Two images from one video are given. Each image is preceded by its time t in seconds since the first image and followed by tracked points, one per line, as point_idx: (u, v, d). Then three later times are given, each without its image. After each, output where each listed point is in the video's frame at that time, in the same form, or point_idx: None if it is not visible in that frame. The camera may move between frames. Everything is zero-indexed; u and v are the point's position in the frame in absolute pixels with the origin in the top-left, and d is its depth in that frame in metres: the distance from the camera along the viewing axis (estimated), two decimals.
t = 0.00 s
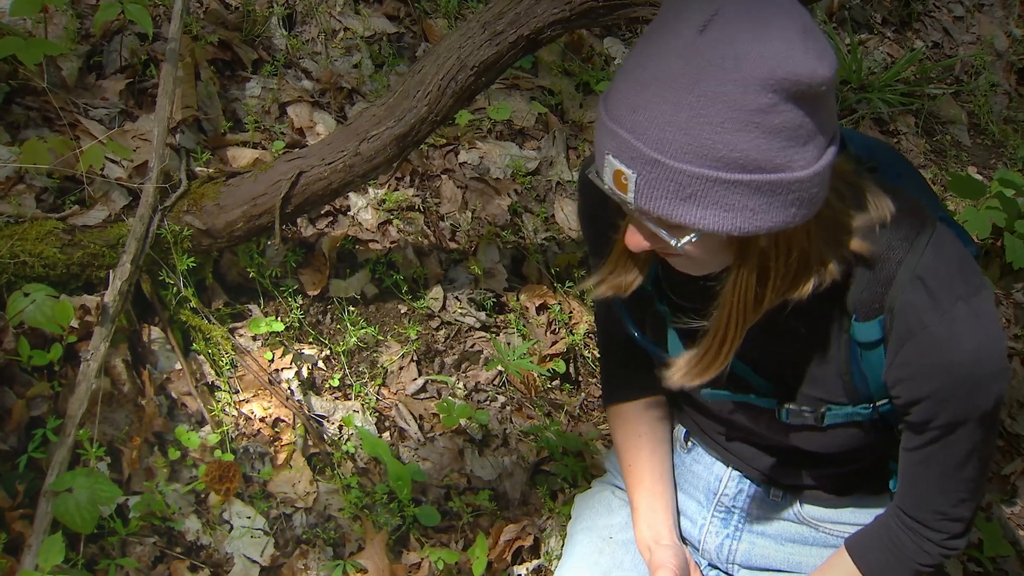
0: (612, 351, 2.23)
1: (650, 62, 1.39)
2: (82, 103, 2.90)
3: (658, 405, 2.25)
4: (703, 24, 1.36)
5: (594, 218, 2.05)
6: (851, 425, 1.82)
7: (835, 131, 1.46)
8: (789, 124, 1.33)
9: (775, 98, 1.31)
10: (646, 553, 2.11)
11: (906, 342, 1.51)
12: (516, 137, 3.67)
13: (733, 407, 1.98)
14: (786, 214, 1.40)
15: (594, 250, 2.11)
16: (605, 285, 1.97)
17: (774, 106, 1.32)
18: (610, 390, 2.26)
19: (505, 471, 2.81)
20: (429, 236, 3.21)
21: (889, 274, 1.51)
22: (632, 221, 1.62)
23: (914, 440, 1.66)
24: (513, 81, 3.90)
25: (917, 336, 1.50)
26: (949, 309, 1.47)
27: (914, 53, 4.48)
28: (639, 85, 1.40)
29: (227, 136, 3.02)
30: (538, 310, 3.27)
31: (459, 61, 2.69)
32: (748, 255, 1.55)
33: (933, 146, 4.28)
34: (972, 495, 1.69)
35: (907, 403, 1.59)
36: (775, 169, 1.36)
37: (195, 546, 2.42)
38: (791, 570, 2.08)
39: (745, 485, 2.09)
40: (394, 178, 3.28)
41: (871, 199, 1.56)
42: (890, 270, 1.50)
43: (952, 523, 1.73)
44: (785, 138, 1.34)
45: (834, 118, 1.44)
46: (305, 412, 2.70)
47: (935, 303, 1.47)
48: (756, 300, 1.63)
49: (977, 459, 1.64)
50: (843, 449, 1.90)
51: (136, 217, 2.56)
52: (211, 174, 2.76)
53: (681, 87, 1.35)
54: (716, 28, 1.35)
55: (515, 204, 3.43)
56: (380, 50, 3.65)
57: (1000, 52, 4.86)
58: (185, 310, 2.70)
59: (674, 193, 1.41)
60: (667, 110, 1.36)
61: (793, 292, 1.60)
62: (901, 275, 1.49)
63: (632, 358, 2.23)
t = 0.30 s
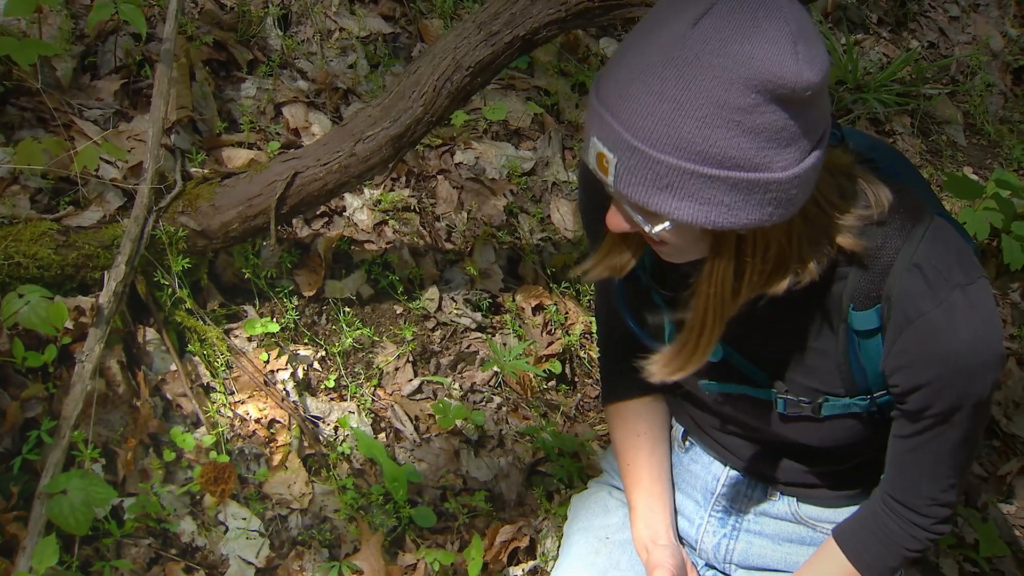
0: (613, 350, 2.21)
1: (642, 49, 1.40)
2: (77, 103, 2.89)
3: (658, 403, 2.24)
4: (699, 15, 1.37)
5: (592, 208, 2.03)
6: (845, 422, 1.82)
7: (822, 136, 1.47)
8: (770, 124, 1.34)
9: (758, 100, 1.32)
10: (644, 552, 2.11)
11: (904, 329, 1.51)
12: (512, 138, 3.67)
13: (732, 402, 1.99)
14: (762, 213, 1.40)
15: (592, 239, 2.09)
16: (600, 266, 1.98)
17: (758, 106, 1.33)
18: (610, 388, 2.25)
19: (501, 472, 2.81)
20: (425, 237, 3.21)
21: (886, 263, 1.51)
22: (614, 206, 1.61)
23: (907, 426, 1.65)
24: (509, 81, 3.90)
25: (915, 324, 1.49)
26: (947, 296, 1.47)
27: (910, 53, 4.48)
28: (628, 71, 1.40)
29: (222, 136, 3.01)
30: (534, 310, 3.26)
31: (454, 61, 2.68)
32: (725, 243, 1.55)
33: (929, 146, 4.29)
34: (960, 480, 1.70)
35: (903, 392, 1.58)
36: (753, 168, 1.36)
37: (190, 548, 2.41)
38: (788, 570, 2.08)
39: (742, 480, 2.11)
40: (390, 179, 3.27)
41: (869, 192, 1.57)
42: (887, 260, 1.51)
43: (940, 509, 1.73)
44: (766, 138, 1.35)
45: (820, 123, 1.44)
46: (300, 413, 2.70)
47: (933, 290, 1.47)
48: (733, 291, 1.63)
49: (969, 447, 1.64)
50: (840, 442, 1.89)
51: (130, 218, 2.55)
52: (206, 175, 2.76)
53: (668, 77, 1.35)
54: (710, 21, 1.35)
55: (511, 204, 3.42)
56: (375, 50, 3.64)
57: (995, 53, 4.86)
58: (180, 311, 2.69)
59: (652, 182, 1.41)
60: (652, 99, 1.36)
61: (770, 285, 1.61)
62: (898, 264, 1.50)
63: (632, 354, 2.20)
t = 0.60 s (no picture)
0: (612, 351, 2.22)
1: (642, 39, 1.39)
2: (79, 102, 2.89)
3: (657, 402, 2.24)
4: (701, 8, 1.37)
5: (588, 205, 2.05)
6: (845, 424, 1.81)
7: (820, 136, 1.46)
8: (768, 120, 1.33)
9: (754, 95, 1.32)
10: (644, 552, 2.10)
11: (897, 333, 1.51)
12: (514, 136, 3.66)
13: (728, 404, 1.98)
14: (756, 209, 1.40)
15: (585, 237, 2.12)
16: (592, 263, 1.95)
17: (755, 100, 1.32)
18: (609, 388, 2.25)
19: (504, 471, 2.80)
20: (428, 235, 3.21)
21: (878, 267, 1.51)
22: (609, 197, 1.58)
23: (906, 429, 1.65)
24: (511, 80, 3.89)
25: (907, 328, 1.49)
26: (939, 298, 1.47)
27: (913, 50, 4.47)
28: (627, 59, 1.40)
29: (224, 135, 3.01)
30: (537, 309, 3.26)
31: (456, 59, 2.68)
32: (717, 246, 1.55)
33: (932, 144, 4.28)
34: (963, 481, 1.68)
35: (900, 395, 1.58)
36: (748, 163, 1.35)
37: (194, 547, 2.41)
38: (790, 568, 2.07)
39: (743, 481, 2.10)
40: (392, 177, 3.27)
41: (863, 193, 1.56)
42: (878, 263, 1.51)
43: (945, 511, 1.71)
44: (763, 133, 1.34)
45: (819, 122, 1.43)
46: (303, 412, 2.69)
47: (925, 293, 1.47)
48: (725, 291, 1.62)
49: (971, 448, 1.63)
50: (837, 443, 1.88)
51: (133, 217, 2.54)
52: (209, 174, 2.75)
53: (667, 67, 1.35)
54: (711, 13, 1.35)
55: (514, 203, 3.42)
56: (377, 48, 3.64)
57: (999, 49, 4.85)
58: (182, 310, 2.69)
59: (646, 172, 1.40)
60: (649, 89, 1.36)
61: (762, 288, 1.59)
62: (890, 268, 1.50)
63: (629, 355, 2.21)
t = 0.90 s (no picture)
0: (613, 357, 2.22)
1: (645, 44, 1.39)
2: (82, 103, 2.89)
3: (660, 403, 2.23)
4: (704, 14, 1.36)
5: (589, 209, 2.05)
6: (848, 429, 1.81)
7: (824, 142, 1.46)
8: (771, 126, 1.33)
9: (757, 102, 1.31)
10: (646, 553, 2.10)
11: (898, 341, 1.50)
12: (517, 136, 3.66)
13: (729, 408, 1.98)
14: (758, 216, 1.39)
15: (585, 239, 2.12)
16: (600, 271, 1.95)
17: (758, 107, 1.31)
18: (611, 389, 2.25)
19: (508, 471, 2.80)
20: (431, 235, 3.20)
21: (877, 274, 1.50)
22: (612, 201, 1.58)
23: (908, 435, 1.64)
24: (514, 79, 3.89)
25: (907, 336, 1.48)
26: (939, 306, 1.46)
27: (917, 49, 4.47)
28: (630, 65, 1.39)
29: (227, 136, 3.01)
30: (540, 309, 3.26)
31: (459, 60, 2.67)
32: (718, 253, 1.54)
33: (936, 142, 4.27)
34: (966, 483, 1.68)
35: (901, 403, 1.57)
36: (751, 170, 1.35)
37: (198, 548, 2.41)
38: (796, 569, 2.06)
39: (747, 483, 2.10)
40: (396, 177, 3.27)
41: (863, 199, 1.56)
42: (878, 271, 1.50)
43: (949, 513, 1.71)
44: (766, 140, 1.34)
45: (823, 128, 1.43)
46: (306, 413, 2.69)
47: (925, 301, 1.46)
48: (727, 296, 1.62)
49: (974, 452, 1.63)
50: (840, 449, 1.87)
51: (136, 218, 2.54)
52: (212, 175, 2.75)
53: (669, 73, 1.34)
54: (714, 20, 1.35)
55: (517, 203, 3.41)
56: (380, 49, 3.64)
57: (1003, 47, 4.84)
58: (186, 311, 2.69)
59: (649, 178, 1.40)
60: (651, 95, 1.35)
61: (765, 293, 1.59)
62: (889, 275, 1.48)
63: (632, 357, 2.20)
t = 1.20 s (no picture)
0: (614, 358, 2.21)
1: (646, 50, 1.38)
2: (82, 99, 2.88)
3: (659, 402, 2.23)
4: (705, 18, 1.35)
5: (589, 211, 2.04)
6: (849, 429, 1.80)
7: (827, 141, 1.46)
8: (776, 128, 1.32)
9: (762, 104, 1.31)
10: (646, 553, 2.09)
11: (899, 342, 1.49)
12: (518, 133, 3.66)
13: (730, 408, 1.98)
14: (766, 218, 1.39)
15: (585, 240, 2.12)
16: (609, 280, 1.95)
17: (763, 109, 1.31)
18: (611, 387, 2.24)
19: (508, 469, 2.79)
20: (432, 232, 3.19)
21: (879, 275, 1.49)
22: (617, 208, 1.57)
23: (908, 437, 1.64)
24: (516, 76, 3.88)
25: (909, 337, 1.48)
26: (941, 307, 1.46)
27: (919, 47, 4.46)
28: (632, 71, 1.38)
29: (228, 131, 3.00)
30: (541, 306, 3.25)
31: (461, 56, 2.66)
32: (727, 258, 1.53)
33: (939, 141, 4.26)
34: (968, 483, 1.68)
35: (903, 404, 1.57)
36: (758, 172, 1.34)
37: (197, 545, 2.40)
38: (796, 569, 2.06)
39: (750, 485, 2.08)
40: (397, 174, 3.26)
41: (865, 200, 1.55)
42: (880, 272, 1.49)
43: (950, 513, 1.71)
44: (772, 142, 1.33)
45: (826, 127, 1.43)
46: (307, 409, 2.68)
47: (926, 301, 1.46)
48: (737, 301, 1.61)
49: (976, 452, 1.62)
50: (841, 449, 1.87)
51: (136, 214, 2.54)
52: (212, 170, 2.74)
53: (673, 78, 1.33)
54: (716, 23, 1.34)
55: (518, 200, 3.41)
56: (381, 45, 3.63)
57: (1007, 45, 4.83)
58: (186, 308, 2.67)
59: (655, 184, 1.39)
60: (655, 101, 1.34)
61: (775, 294, 1.58)
62: (891, 276, 1.48)
63: (632, 355, 2.20)
